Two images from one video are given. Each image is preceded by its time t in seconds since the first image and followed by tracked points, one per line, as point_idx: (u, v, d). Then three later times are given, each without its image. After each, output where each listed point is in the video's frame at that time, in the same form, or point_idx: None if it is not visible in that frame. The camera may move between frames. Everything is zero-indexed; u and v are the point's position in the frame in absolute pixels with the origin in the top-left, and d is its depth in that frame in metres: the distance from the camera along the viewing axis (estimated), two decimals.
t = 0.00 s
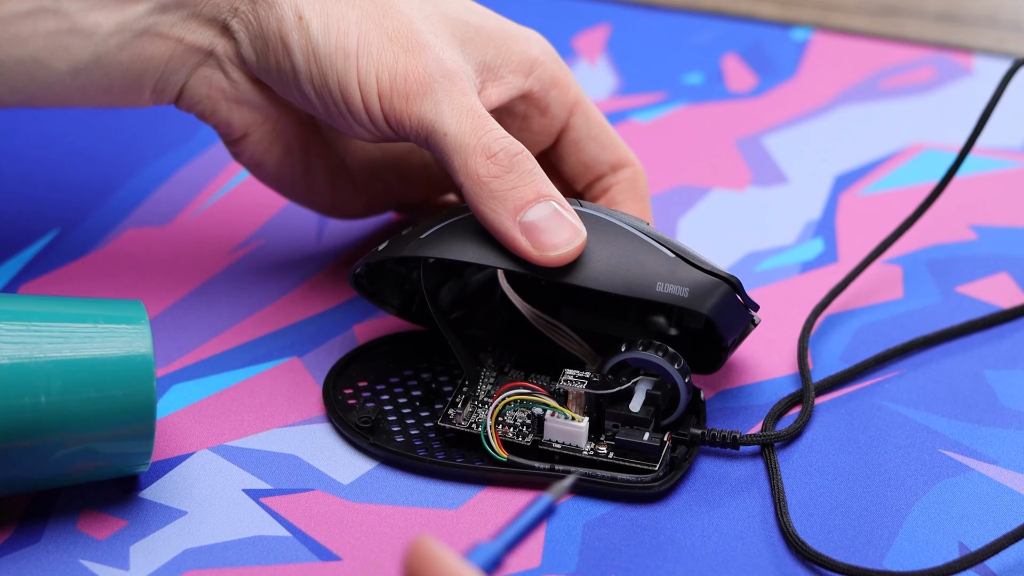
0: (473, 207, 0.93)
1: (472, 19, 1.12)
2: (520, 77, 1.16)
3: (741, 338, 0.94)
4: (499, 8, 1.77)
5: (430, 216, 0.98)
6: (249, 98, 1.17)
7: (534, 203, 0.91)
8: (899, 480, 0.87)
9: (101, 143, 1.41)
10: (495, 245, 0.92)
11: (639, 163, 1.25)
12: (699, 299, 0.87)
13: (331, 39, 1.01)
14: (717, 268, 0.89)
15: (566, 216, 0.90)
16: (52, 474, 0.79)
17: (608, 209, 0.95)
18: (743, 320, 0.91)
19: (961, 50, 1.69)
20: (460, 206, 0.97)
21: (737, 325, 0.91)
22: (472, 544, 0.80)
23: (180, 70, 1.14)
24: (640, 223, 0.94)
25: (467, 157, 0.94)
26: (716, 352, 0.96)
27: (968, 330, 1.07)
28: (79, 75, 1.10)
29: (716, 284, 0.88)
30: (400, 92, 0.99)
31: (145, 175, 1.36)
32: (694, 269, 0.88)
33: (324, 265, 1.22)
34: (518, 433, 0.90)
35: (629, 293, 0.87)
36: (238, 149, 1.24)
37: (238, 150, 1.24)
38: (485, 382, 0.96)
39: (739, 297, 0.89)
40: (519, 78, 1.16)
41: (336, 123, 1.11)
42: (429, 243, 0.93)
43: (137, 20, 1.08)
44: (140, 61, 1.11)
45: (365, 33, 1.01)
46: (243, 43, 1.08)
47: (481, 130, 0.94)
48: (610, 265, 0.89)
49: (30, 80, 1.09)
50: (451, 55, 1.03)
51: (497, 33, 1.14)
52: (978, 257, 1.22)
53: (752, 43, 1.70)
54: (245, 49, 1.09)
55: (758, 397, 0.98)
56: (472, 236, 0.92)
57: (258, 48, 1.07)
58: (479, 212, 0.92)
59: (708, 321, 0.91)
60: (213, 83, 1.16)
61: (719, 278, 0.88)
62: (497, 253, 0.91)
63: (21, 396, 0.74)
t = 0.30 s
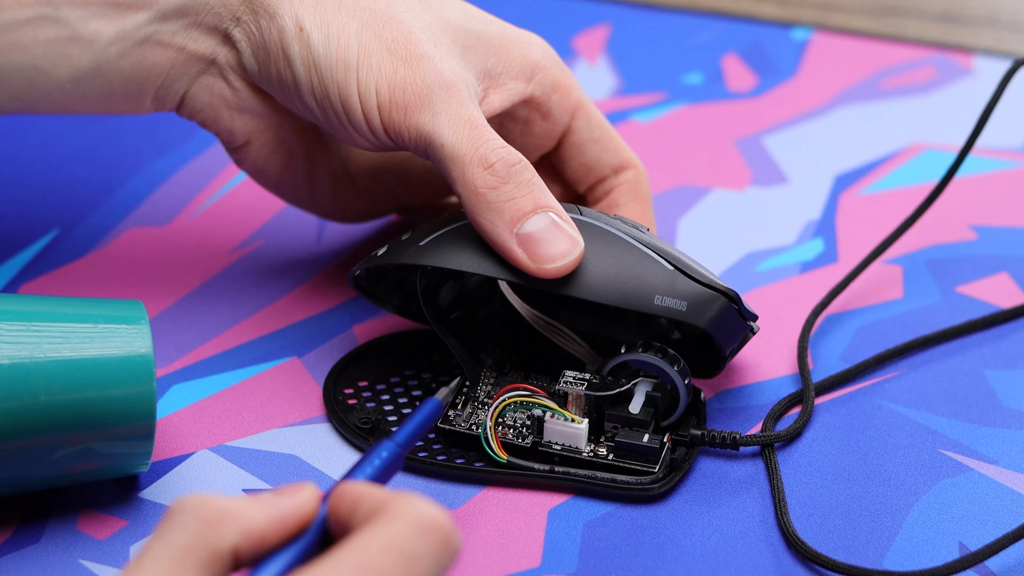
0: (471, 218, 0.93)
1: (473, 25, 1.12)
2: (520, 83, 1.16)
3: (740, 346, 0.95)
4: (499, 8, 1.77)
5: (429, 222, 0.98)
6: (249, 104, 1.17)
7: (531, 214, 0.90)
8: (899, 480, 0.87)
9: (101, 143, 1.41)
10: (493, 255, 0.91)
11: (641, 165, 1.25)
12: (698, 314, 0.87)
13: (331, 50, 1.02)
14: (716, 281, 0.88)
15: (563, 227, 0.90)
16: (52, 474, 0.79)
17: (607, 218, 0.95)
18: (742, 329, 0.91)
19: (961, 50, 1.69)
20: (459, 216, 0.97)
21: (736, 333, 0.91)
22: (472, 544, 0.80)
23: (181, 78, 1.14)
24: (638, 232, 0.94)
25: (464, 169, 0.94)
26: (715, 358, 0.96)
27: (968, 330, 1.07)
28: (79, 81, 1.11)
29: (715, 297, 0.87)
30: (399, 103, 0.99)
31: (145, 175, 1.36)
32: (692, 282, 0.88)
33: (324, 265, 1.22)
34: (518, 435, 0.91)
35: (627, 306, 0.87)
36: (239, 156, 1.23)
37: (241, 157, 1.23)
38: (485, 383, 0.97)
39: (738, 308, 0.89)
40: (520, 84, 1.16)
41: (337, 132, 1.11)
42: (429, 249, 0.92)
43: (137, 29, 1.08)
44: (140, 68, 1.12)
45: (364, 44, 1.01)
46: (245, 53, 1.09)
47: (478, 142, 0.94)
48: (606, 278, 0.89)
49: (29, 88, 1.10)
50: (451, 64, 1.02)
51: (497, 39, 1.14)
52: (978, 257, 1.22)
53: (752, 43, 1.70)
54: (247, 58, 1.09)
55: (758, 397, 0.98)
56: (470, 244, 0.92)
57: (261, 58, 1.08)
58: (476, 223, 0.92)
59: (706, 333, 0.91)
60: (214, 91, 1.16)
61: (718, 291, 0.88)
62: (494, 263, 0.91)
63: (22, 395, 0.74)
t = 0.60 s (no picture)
0: (471, 220, 0.93)
1: (469, 29, 1.12)
2: (518, 85, 1.16)
3: (740, 345, 0.94)
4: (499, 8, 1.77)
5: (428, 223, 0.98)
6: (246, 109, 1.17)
7: (531, 215, 0.91)
8: (899, 480, 0.87)
9: (101, 144, 1.41)
10: (494, 257, 0.91)
11: (640, 165, 1.25)
12: (699, 313, 0.87)
13: (327, 57, 1.02)
14: (717, 281, 0.89)
15: (564, 227, 0.90)
16: (51, 474, 0.79)
17: (609, 219, 0.95)
18: (742, 329, 0.91)
19: (961, 50, 1.69)
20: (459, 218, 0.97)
21: (736, 333, 0.90)
22: (472, 544, 0.80)
23: (178, 85, 1.14)
24: (640, 232, 0.94)
25: (464, 172, 0.94)
26: (715, 359, 0.96)
27: (968, 330, 1.07)
28: (76, 86, 1.11)
29: (716, 297, 0.87)
30: (397, 108, 0.99)
31: (144, 176, 1.36)
32: (693, 282, 0.88)
33: (324, 265, 1.22)
34: (518, 435, 0.91)
35: (629, 305, 0.87)
36: (239, 161, 1.24)
37: (240, 162, 1.24)
38: (485, 383, 0.97)
39: (738, 308, 0.89)
40: (517, 86, 1.16)
41: (335, 137, 1.11)
42: (429, 251, 0.92)
43: (134, 36, 1.09)
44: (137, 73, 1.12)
45: (361, 49, 1.01)
46: (242, 60, 1.09)
47: (477, 144, 0.94)
48: (609, 276, 0.89)
49: (25, 94, 1.10)
50: (448, 67, 1.03)
51: (493, 42, 1.14)
52: (978, 257, 1.22)
53: (752, 43, 1.70)
54: (243, 65, 1.09)
55: (758, 397, 0.98)
56: (471, 246, 0.92)
57: (257, 65, 1.08)
58: (478, 225, 0.92)
59: (706, 333, 0.91)
60: (211, 97, 1.16)
61: (719, 291, 0.88)
62: (497, 265, 0.91)
63: (22, 395, 0.74)
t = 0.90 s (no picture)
0: (471, 218, 0.93)
1: (470, 28, 1.12)
2: (519, 85, 1.16)
3: (740, 344, 0.94)
4: (499, 8, 1.77)
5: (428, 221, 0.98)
6: (246, 107, 1.17)
7: (531, 213, 0.90)
8: (899, 480, 0.87)
9: (101, 144, 1.41)
10: (495, 255, 0.91)
11: (640, 165, 1.25)
12: (699, 312, 0.87)
13: (327, 55, 1.02)
14: (717, 280, 0.89)
15: (564, 225, 0.90)
16: (51, 474, 0.79)
17: (609, 218, 0.95)
18: (743, 328, 0.91)
19: (961, 50, 1.69)
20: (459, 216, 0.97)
21: (737, 332, 0.90)
22: (472, 544, 0.80)
23: (178, 82, 1.14)
24: (640, 231, 0.94)
25: (464, 170, 0.94)
26: (715, 358, 0.96)
27: (968, 330, 1.07)
28: (77, 83, 1.11)
29: (716, 296, 0.87)
30: (397, 107, 0.99)
31: (145, 176, 1.36)
32: (693, 280, 0.88)
33: (324, 265, 1.22)
34: (518, 435, 0.91)
35: (629, 304, 0.87)
36: (239, 159, 1.24)
37: (241, 159, 1.24)
38: (485, 384, 0.97)
39: (739, 307, 0.89)
40: (518, 85, 1.16)
41: (335, 134, 1.11)
42: (430, 250, 0.92)
43: (135, 32, 1.09)
44: (137, 71, 1.12)
45: (361, 47, 1.01)
46: (242, 57, 1.09)
47: (477, 143, 0.94)
48: (610, 275, 0.89)
49: (26, 91, 1.10)
50: (448, 66, 1.02)
51: (493, 41, 1.14)
52: (978, 257, 1.22)
53: (752, 43, 1.70)
54: (244, 62, 1.09)
55: (758, 397, 0.98)
56: (471, 244, 0.92)
57: (258, 63, 1.08)
58: (478, 223, 0.92)
59: (706, 332, 0.91)
60: (211, 95, 1.16)
61: (719, 290, 0.88)
62: (497, 263, 0.91)
63: (22, 395, 0.74)
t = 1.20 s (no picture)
0: (472, 220, 0.93)
1: (470, 29, 1.12)
2: (519, 86, 1.16)
3: (741, 346, 0.94)
4: (499, 8, 1.77)
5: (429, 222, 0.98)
6: (247, 108, 1.17)
7: (532, 214, 0.90)
8: (899, 480, 0.87)
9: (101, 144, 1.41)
10: (495, 256, 0.91)
11: (640, 165, 1.25)
12: (699, 313, 0.87)
13: (327, 56, 1.02)
14: (718, 281, 0.89)
15: (565, 226, 0.90)
16: (51, 474, 0.79)
17: (609, 218, 0.95)
18: (743, 329, 0.91)
19: (961, 50, 1.69)
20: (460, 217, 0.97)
21: (737, 334, 0.90)
22: (472, 544, 0.80)
23: (178, 83, 1.14)
24: (640, 232, 0.94)
25: (464, 171, 0.94)
26: (715, 359, 0.96)
27: (968, 330, 1.07)
28: (77, 84, 1.11)
29: (716, 297, 0.87)
30: (397, 108, 0.99)
31: (145, 176, 1.36)
32: (694, 282, 0.88)
33: (324, 265, 1.22)
34: (518, 436, 0.91)
35: (629, 305, 0.87)
36: (240, 159, 1.24)
37: (242, 160, 1.24)
38: (485, 385, 0.97)
39: (739, 308, 0.89)
40: (518, 87, 1.16)
41: (334, 135, 1.11)
42: (430, 250, 0.92)
43: (135, 33, 1.09)
44: (138, 72, 1.12)
45: (361, 49, 1.01)
46: (242, 58, 1.09)
47: (477, 144, 0.94)
48: (610, 275, 0.89)
49: (26, 91, 1.10)
50: (448, 67, 1.02)
51: (494, 42, 1.14)
52: (978, 257, 1.22)
53: (752, 43, 1.70)
54: (244, 64, 1.09)
55: (758, 397, 0.98)
56: (472, 245, 0.92)
57: (258, 64, 1.08)
58: (478, 224, 0.92)
59: (706, 333, 0.91)
60: (210, 95, 1.16)
61: (719, 292, 0.88)
62: (498, 264, 0.91)
63: (22, 396, 0.74)
